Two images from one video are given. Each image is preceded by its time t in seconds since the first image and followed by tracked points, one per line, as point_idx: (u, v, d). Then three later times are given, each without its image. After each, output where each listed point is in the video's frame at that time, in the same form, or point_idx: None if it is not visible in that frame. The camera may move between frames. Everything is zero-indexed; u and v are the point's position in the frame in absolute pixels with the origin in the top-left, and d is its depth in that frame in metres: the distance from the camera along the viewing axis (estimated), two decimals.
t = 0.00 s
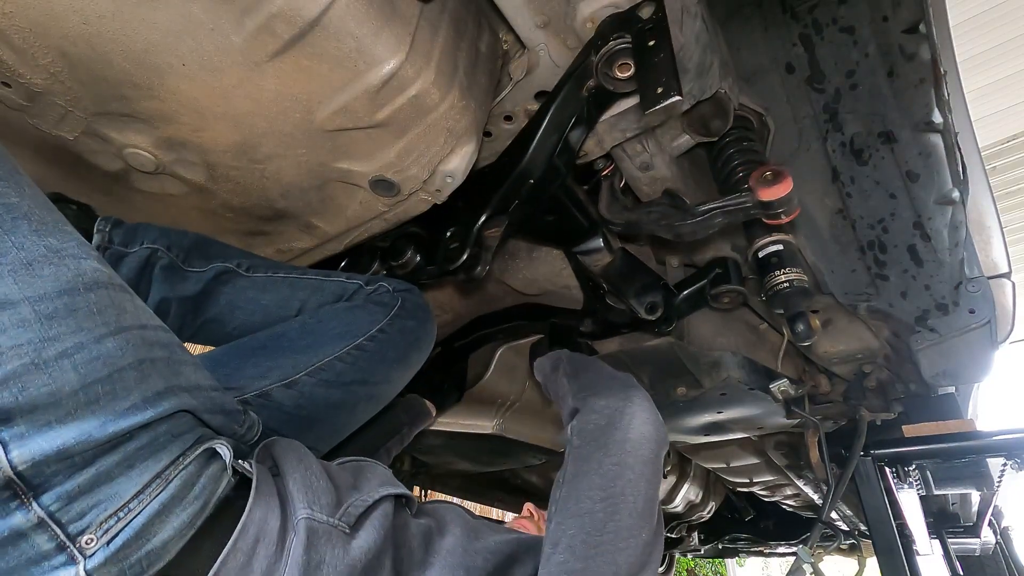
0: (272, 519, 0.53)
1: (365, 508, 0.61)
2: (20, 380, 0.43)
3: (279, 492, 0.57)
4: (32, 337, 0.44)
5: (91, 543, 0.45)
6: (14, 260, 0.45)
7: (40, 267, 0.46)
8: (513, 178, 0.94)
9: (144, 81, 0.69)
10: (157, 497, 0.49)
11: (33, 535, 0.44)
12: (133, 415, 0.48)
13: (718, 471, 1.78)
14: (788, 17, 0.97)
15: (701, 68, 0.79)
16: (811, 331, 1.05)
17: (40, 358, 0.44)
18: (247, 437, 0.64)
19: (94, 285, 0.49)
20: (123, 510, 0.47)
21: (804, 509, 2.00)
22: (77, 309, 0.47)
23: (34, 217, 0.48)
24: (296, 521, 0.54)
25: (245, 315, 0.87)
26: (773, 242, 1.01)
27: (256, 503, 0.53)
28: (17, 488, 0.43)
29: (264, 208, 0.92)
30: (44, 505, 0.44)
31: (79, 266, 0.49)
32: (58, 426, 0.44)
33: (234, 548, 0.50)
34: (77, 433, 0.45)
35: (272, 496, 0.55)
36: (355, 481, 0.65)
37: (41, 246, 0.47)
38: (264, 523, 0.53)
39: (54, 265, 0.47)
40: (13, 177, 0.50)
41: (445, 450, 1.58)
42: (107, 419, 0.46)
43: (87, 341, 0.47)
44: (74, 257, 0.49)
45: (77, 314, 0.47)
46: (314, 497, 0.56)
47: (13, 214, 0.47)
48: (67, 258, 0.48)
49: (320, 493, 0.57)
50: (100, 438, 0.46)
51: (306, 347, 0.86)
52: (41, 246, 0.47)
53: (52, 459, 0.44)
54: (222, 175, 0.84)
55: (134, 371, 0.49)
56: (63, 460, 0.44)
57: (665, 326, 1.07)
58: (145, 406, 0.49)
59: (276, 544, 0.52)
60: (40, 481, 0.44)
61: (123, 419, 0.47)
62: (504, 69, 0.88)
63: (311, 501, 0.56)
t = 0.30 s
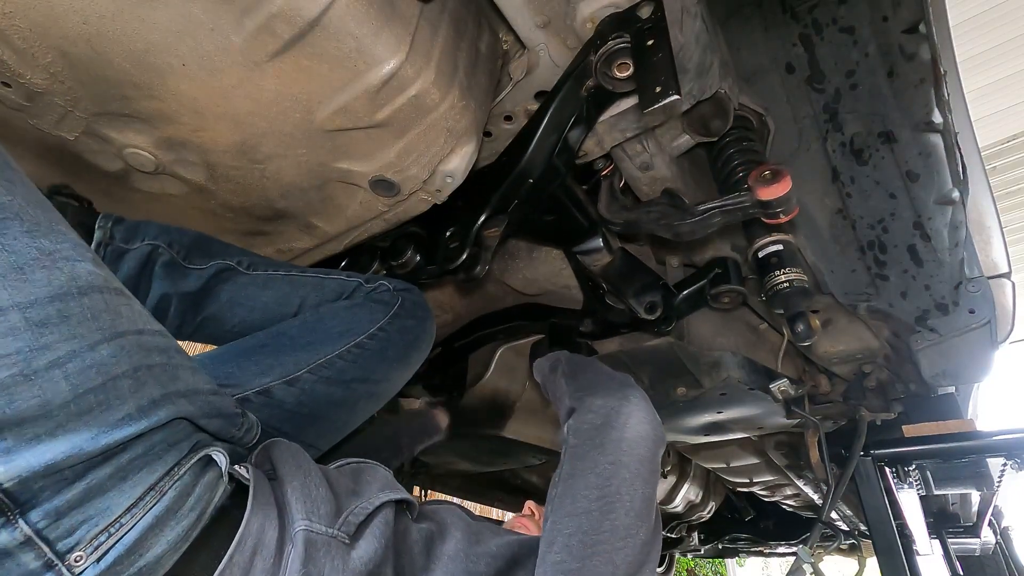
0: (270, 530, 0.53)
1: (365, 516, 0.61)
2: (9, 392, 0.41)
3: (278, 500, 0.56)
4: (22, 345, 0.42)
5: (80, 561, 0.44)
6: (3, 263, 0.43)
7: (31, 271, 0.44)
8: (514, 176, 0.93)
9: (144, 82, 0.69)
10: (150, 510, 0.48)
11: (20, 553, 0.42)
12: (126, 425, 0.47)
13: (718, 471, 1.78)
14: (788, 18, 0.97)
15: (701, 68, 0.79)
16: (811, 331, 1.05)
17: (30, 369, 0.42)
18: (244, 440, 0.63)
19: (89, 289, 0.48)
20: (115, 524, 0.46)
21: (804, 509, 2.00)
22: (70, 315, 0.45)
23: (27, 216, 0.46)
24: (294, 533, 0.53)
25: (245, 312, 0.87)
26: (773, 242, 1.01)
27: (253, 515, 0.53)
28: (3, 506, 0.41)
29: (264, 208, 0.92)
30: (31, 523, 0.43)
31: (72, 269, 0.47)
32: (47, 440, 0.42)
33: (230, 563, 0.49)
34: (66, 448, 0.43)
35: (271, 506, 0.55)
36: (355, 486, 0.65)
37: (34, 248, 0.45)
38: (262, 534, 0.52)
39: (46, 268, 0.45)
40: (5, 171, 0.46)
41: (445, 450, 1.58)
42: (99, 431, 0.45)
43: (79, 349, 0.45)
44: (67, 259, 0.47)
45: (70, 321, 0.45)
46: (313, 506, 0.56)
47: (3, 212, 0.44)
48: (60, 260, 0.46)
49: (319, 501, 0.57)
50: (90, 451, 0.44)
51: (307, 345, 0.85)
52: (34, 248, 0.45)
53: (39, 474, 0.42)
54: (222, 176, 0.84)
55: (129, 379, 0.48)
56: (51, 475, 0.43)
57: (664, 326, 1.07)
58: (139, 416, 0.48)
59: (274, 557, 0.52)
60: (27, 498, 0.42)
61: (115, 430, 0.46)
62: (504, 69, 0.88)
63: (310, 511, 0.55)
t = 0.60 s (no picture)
0: (267, 531, 0.53)
1: (363, 516, 0.60)
2: (4, 390, 0.41)
3: (276, 500, 0.56)
4: (17, 343, 0.42)
5: (75, 560, 0.44)
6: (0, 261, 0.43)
7: (28, 269, 0.44)
8: (513, 177, 0.93)
9: (145, 82, 0.69)
10: (147, 509, 0.48)
11: (14, 552, 0.42)
12: (122, 424, 0.47)
13: (718, 471, 1.78)
14: (788, 18, 0.97)
15: (702, 68, 0.80)
16: (810, 331, 1.05)
17: (25, 367, 0.42)
18: (247, 438, 0.64)
19: (86, 288, 0.48)
20: (111, 524, 0.46)
21: (804, 509, 2.00)
22: (66, 314, 0.45)
23: (24, 214, 0.46)
24: (290, 532, 0.54)
25: (245, 314, 0.87)
26: (773, 242, 1.01)
27: (251, 515, 0.53)
28: None
29: (265, 208, 0.92)
30: (26, 522, 0.43)
31: (70, 268, 0.47)
32: (42, 437, 0.42)
33: (228, 564, 0.50)
34: (61, 446, 0.43)
35: (269, 506, 0.55)
36: (357, 488, 0.65)
37: (31, 247, 0.45)
38: (260, 534, 0.53)
39: (43, 267, 0.45)
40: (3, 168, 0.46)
41: (445, 450, 1.58)
42: (93, 430, 0.45)
43: (75, 347, 0.45)
44: (65, 257, 0.47)
45: (66, 319, 0.45)
46: (309, 506, 0.56)
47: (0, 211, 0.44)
48: (56, 258, 0.46)
49: (316, 501, 0.57)
50: (86, 450, 0.44)
51: (307, 344, 0.85)
52: (31, 247, 0.45)
53: (34, 472, 0.42)
54: (222, 176, 0.84)
55: (126, 378, 0.48)
56: (46, 473, 0.43)
57: (663, 326, 1.07)
58: (136, 414, 0.48)
59: (271, 558, 0.52)
60: (22, 495, 0.43)
61: (110, 429, 0.46)
62: (504, 69, 0.87)
63: (306, 510, 0.55)
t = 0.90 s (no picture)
0: (256, 523, 0.53)
1: (349, 510, 0.60)
2: (6, 390, 0.41)
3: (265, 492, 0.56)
4: (21, 345, 0.42)
5: (75, 552, 0.44)
6: (3, 266, 0.43)
7: (31, 273, 0.44)
8: (506, 176, 0.93)
9: (144, 81, 0.69)
10: (143, 505, 0.48)
11: (17, 544, 0.42)
12: (122, 423, 0.47)
13: (719, 471, 1.78)
14: (788, 18, 0.96)
15: (701, 69, 0.81)
16: (811, 331, 1.06)
17: (28, 368, 0.42)
18: (240, 438, 0.63)
19: (86, 292, 0.48)
20: (108, 518, 0.46)
21: (804, 509, 2.00)
22: (67, 318, 0.45)
23: (27, 222, 0.45)
24: (275, 522, 0.53)
25: (237, 313, 0.87)
26: (773, 242, 1.01)
27: (241, 507, 0.53)
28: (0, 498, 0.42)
29: (264, 208, 0.92)
30: (29, 514, 0.43)
31: (71, 273, 0.47)
32: (44, 435, 0.42)
33: (217, 553, 0.49)
34: (63, 443, 0.43)
35: (258, 498, 0.54)
36: (344, 486, 0.64)
37: (34, 252, 0.45)
38: (249, 527, 0.52)
39: (46, 272, 0.45)
40: (6, 175, 0.46)
41: (445, 450, 1.58)
42: (95, 428, 0.45)
43: (77, 349, 0.45)
44: (66, 262, 0.47)
45: (67, 322, 0.45)
46: (295, 497, 0.55)
47: (4, 217, 0.44)
48: (59, 263, 0.46)
49: (302, 493, 0.57)
50: (88, 448, 0.44)
51: (299, 347, 0.84)
52: (33, 252, 0.45)
53: (36, 469, 0.42)
54: (222, 176, 0.84)
55: (124, 379, 0.48)
56: (48, 469, 0.43)
57: (659, 326, 1.06)
58: (134, 414, 0.48)
59: (259, 548, 0.51)
60: (24, 490, 0.43)
61: (110, 428, 0.46)
62: (504, 69, 0.87)
63: (292, 501, 0.55)
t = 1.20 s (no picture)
0: (254, 525, 0.53)
1: (347, 510, 0.60)
2: (9, 397, 0.41)
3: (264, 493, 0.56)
4: (24, 351, 0.42)
5: (77, 558, 0.44)
6: (6, 270, 0.43)
7: (33, 278, 0.44)
8: (507, 175, 0.93)
9: (145, 82, 0.69)
10: (144, 509, 0.48)
11: (19, 550, 0.42)
12: (124, 428, 0.47)
13: (719, 471, 1.78)
14: (788, 17, 0.96)
15: (701, 69, 0.80)
16: (811, 331, 1.06)
17: (31, 374, 0.42)
18: (241, 437, 0.63)
19: (88, 295, 0.48)
20: (110, 523, 0.46)
21: (804, 509, 2.00)
22: (69, 322, 0.45)
23: (30, 224, 0.46)
24: (272, 523, 0.53)
25: (237, 312, 0.87)
26: (773, 241, 1.01)
27: (240, 508, 0.53)
28: (3, 505, 0.41)
29: (264, 208, 0.92)
30: (31, 521, 0.43)
31: (73, 277, 0.47)
32: (47, 442, 0.42)
33: (216, 554, 0.49)
34: (67, 449, 0.43)
35: (256, 498, 0.54)
36: (342, 484, 0.64)
37: (36, 257, 0.45)
38: (247, 528, 0.52)
39: (48, 276, 0.45)
40: (8, 178, 0.46)
41: (445, 450, 1.58)
42: (97, 434, 0.45)
43: (79, 354, 0.45)
44: (69, 266, 0.47)
45: (69, 327, 0.45)
46: (293, 497, 0.56)
47: (6, 221, 0.44)
48: (61, 267, 0.46)
49: (300, 494, 0.57)
50: (90, 454, 0.44)
51: (299, 345, 0.84)
52: (36, 256, 0.45)
53: (39, 475, 0.42)
54: (222, 175, 0.84)
55: (126, 383, 0.48)
56: (51, 474, 0.43)
57: (659, 325, 1.07)
58: (137, 418, 0.48)
59: (257, 549, 0.51)
60: (27, 496, 0.42)
61: (113, 433, 0.46)
62: (504, 69, 0.87)
63: (289, 502, 0.55)
